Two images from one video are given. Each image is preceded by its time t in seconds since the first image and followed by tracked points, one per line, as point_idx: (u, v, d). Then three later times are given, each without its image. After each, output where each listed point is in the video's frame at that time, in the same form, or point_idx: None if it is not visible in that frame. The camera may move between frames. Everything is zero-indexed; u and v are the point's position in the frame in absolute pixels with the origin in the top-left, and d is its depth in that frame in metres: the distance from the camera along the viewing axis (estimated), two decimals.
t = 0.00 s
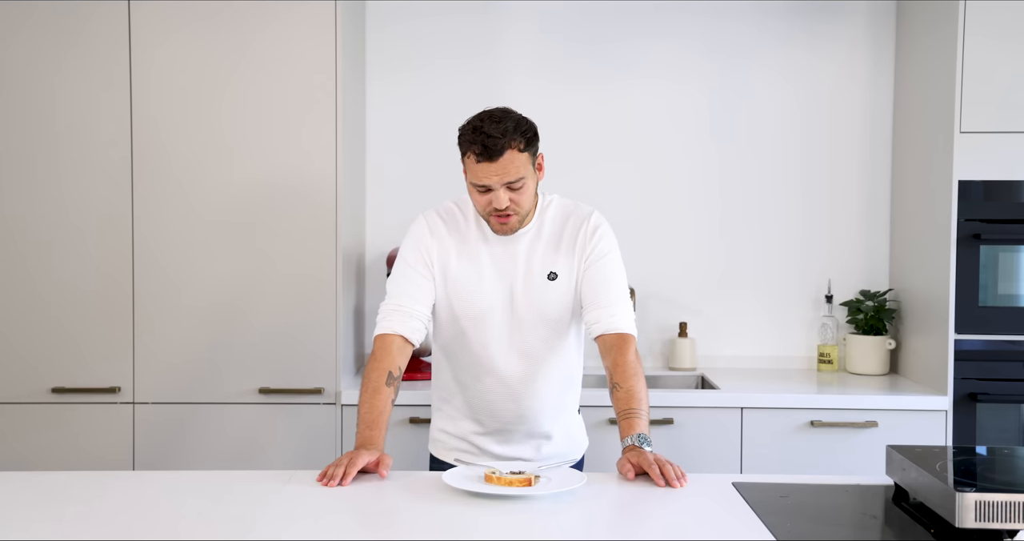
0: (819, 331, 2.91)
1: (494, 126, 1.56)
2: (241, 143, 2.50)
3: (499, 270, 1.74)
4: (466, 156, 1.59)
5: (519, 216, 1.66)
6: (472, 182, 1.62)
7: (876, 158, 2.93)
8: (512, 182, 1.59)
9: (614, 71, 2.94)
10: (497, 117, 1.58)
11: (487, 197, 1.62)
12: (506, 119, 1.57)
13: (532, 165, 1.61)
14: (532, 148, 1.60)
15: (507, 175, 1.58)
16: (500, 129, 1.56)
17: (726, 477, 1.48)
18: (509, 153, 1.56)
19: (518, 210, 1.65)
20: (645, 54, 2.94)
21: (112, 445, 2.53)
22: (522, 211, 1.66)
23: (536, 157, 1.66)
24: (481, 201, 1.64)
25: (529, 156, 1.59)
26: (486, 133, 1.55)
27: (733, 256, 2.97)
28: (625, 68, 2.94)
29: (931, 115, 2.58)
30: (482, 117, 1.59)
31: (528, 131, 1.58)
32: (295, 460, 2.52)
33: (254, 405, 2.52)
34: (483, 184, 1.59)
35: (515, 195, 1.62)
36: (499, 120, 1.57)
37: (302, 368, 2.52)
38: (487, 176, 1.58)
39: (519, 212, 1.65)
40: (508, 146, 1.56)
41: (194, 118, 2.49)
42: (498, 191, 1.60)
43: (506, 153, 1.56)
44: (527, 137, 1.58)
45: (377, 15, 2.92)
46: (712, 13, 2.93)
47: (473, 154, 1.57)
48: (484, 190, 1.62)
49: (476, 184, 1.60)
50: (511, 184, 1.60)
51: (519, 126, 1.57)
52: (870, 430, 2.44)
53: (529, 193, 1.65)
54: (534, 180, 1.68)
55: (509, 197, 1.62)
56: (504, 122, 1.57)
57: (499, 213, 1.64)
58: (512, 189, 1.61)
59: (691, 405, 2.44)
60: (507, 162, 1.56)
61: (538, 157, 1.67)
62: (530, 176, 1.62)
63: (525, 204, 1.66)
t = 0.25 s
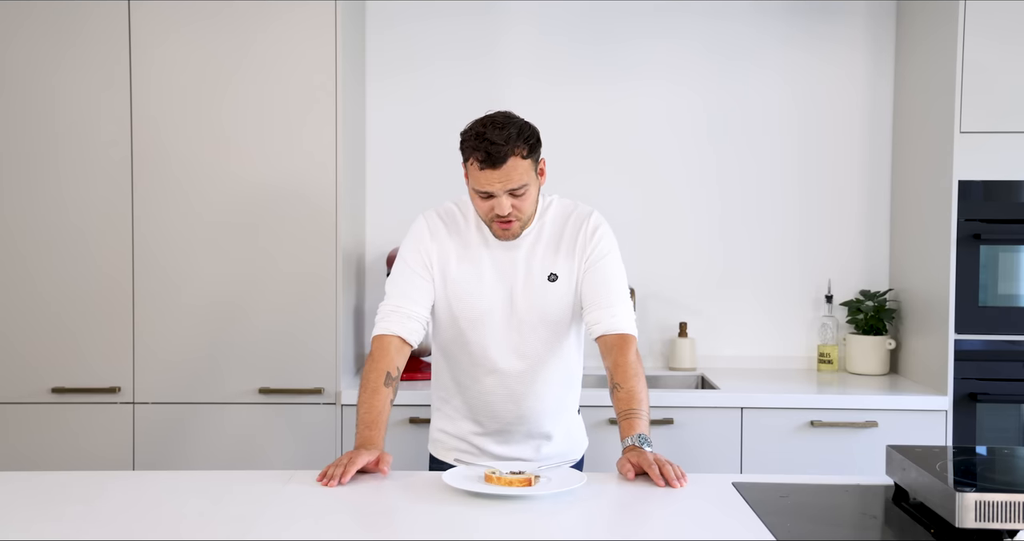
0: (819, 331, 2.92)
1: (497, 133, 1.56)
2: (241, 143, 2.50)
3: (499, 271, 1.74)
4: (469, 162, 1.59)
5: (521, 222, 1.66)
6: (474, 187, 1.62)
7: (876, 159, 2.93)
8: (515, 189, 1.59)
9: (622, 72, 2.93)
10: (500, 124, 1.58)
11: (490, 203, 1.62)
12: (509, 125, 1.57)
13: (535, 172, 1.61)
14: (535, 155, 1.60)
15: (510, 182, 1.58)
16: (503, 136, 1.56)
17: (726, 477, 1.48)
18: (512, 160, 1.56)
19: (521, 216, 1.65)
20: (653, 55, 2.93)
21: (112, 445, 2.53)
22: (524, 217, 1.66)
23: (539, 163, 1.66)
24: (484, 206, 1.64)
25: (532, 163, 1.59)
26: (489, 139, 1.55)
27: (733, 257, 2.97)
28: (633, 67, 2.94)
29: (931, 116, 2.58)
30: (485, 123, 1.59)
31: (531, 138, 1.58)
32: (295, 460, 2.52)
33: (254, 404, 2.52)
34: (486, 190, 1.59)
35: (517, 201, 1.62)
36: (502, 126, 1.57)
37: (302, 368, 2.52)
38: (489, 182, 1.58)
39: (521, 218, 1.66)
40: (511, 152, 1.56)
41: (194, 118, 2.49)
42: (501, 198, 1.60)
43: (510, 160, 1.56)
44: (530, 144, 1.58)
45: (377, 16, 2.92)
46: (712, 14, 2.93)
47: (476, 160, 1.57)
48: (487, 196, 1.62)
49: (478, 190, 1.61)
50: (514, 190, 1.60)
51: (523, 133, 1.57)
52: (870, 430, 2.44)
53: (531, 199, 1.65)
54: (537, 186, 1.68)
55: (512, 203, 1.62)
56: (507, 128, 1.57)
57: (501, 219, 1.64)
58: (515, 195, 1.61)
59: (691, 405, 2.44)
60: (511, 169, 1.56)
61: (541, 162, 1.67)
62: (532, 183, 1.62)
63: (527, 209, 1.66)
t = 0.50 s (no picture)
0: (819, 331, 2.91)
1: (498, 130, 1.56)
2: (241, 143, 2.50)
3: (499, 271, 1.74)
4: (470, 160, 1.59)
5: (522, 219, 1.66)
6: (475, 185, 1.62)
7: (876, 159, 2.92)
8: (516, 186, 1.59)
9: (615, 73, 2.94)
10: (501, 121, 1.58)
11: (491, 200, 1.62)
12: (510, 123, 1.57)
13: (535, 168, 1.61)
14: (536, 151, 1.60)
15: (511, 179, 1.58)
16: (504, 133, 1.56)
17: (726, 477, 1.48)
18: (513, 157, 1.56)
19: (521, 213, 1.65)
20: (644, 56, 2.94)
21: (112, 445, 2.53)
22: (525, 214, 1.66)
23: (539, 160, 1.66)
24: (485, 204, 1.64)
25: (532, 160, 1.59)
26: (490, 137, 1.55)
27: (733, 257, 2.97)
28: (625, 70, 2.94)
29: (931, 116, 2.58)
30: (486, 120, 1.59)
31: (531, 135, 1.58)
32: (295, 460, 2.52)
33: (253, 405, 2.52)
34: (487, 187, 1.59)
35: (518, 198, 1.62)
36: (503, 124, 1.57)
37: (302, 368, 2.52)
38: (490, 180, 1.58)
39: (522, 215, 1.66)
40: (512, 150, 1.56)
41: (194, 118, 2.49)
42: (502, 195, 1.60)
43: (511, 157, 1.56)
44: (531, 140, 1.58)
45: (377, 16, 2.92)
46: (712, 14, 2.93)
47: (477, 157, 1.57)
48: (488, 194, 1.62)
49: (479, 188, 1.61)
50: (515, 187, 1.60)
51: (523, 130, 1.57)
52: (870, 430, 2.44)
53: (532, 196, 1.66)
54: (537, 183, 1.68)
55: (512, 200, 1.62)
56: (508, 126, 1.57)
57: (502, 217, 1.64)
58: (516, 192, 1.61)
59: (691, 405, 2.44)
60: (512, 166, 1.56)
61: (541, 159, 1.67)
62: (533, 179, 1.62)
63: (528, 207, 1.66)
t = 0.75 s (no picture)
0: (819, 331, 2.91)
1: (495, 131, 1.56)
2: (241, 143, 2.50)
3: (499, 271, 1.74)
4: (467, 161, 1.60)
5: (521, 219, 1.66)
6: (473, 186, 1.62)
7: (876, 159, 2.92)
8: (514, 187, 1.59)
9: (615, 73, 2.94)
10: (499, 121, 1.58)
11: (489, 201, 1.62)
12: (508, 123, 1.57)
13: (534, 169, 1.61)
14: (534, 152, 1.60)
15: (509, 180, 1.58)
16: (501, 134, 1.56)
17: (726, 477, 1.48)
18: (511, 158, 1.56)
19: (520, 214, 1.66)
20: (645, 56, 2.94)
21: (112, 445, 2.53)
22: (524, 214, 1.66)
23: (538, 161, 1.66)
24: (483, 205, 1.64)
25: (531, 161, 1.59)
26: (488, 138, 1.55)
27: (733, 257, 2.97)
28: (627, 69, 2.94)
29: (931, 116, 2.58)
30: (484, 121, 1.59)
31: (530, 135, 1.58)
32: (295, 459, 2.52)
33: (254, 405, 2.52)
34: (485, 188, 1.59)
35: (517, 199, 1.62)
36: (501, 124, 1.57)
37: (302, 367, 2.52)
38: (488, 181, 1.58)
39: (521, 215, 1.66)
40: (511, 150, 1.56)
41: (195, 118, 2.49)
42: (500, 196, 1.60)
43: (509, 158, 1.56)
44: (529, 141, 1.58)
45: (377, 17, 2.92)
46: (712, 14, 2.93)
47: (475, 158, 1.57)
48: (486, 195, 1.62)
49: (478, 189, 1.61)
50: (513, 188, 1.60)
51: (521, 131, 1.57)
52: (870, 430, 2.44)
53: (531, 197, 1.65)
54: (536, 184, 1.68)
55: (511, 201, 1.62)
56: (506, 126, 1.57)
57: (501, 217, 1.64)
58: (514, 193, 1.61)
59: (691, 405, 2.44)
60: (510, 167, 1.56)
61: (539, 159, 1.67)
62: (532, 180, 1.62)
63: (527, 207, 1.66)
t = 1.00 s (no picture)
0: (819, 331, 2.91)
1: (494, 132, 1.56)
2: (241, 143, 2.50)
3: (499, 271, 1.74)
4: (466, 162, 1.60)
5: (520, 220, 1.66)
6: (472, 188, 1.62)
7: (876, 159, 2.92)
8: (513, 188, 1.59)
9: (615, 73, 2.94)
10: (498, 122, 1.58)
11: (488, 202, 1.62)
12: (506, 124, 1.57)
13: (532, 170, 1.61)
14: (533, 153, 1.59)
15: (507, 181, 1.58)
16: (500, 134, 1.56)
17: (726, 477, 1.48)
18: (509, 159, 1.56)
19: (519, 215, 1.65)
20: (646, 56, 2.94)
21: (112, 445, 2.53)
22: (523, 215, 1.66)
23: (538, 162, 1.66)
24: (483, 206, 1.64)
25: (529, 162, 1.59)
26: (487, 139, 1.55)
27: (733, 257, 2.97)
28: (627, 69, 2.94)
29: (931, 116, 2.58)
30: (482, 122, 1.59)
31: (528, 136, 1.58)
32: (295, 459, 2.52)
33: (254, 404, 2.52)
34: (483, 190, 1.59)
35: (515, 200, 1.62)
36: (500, 125, 1.57)
37: (302, 367, 2.52)
38: (487, 182, 1.58)
39: (520, 217, 1.66)
40: (509, 151, 1.56)
41: (195, 118, 2.49)
42: (499, 197, 1.60)
43: (507, 159, 1.56)
44: (527, 142, 1.58)
45: (377, 17, 2.92)
46: (712, 14, 2.93)
47: (473, 160, 1.57)
48: (485, 196, 1.62)
49: (477, 190, 1.61)
50: (512, 190, 1.60)
51: (519, 132, 1.57)
52: (870, 430, 2.44)
53: (530, 198, 1.65)
54: (536, 185, 1.68)
55: (510, 203, 1.62)
56: (505, 127, 1.57)
57: (500, 219, 1.64)
58: (512, 195, 1.61)
59: (691, 405, 2.44)
60: (508, 168, 1.56)
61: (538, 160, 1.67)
62: (530, 181, 1.62)
63: (526, 208, 1.66)
